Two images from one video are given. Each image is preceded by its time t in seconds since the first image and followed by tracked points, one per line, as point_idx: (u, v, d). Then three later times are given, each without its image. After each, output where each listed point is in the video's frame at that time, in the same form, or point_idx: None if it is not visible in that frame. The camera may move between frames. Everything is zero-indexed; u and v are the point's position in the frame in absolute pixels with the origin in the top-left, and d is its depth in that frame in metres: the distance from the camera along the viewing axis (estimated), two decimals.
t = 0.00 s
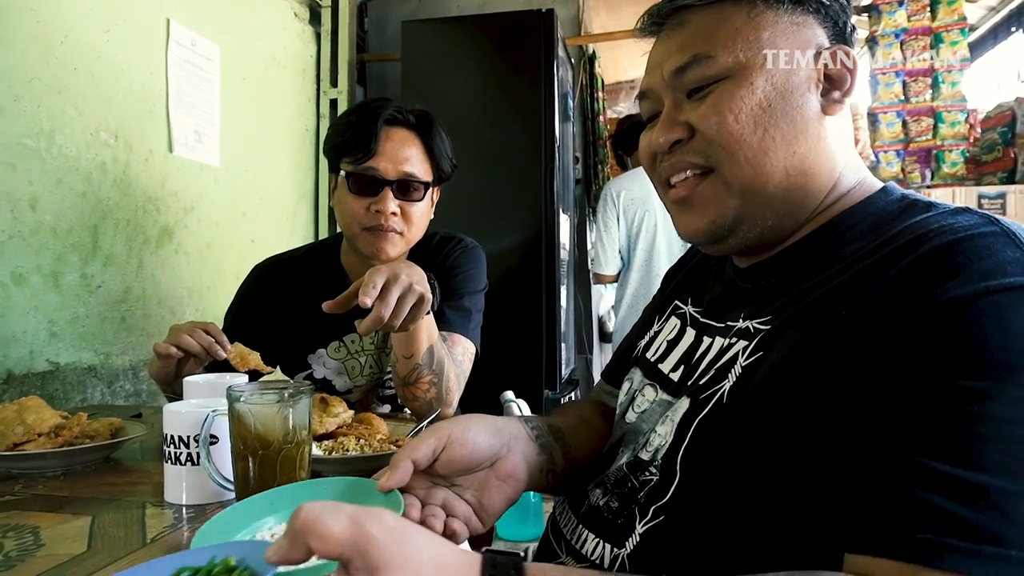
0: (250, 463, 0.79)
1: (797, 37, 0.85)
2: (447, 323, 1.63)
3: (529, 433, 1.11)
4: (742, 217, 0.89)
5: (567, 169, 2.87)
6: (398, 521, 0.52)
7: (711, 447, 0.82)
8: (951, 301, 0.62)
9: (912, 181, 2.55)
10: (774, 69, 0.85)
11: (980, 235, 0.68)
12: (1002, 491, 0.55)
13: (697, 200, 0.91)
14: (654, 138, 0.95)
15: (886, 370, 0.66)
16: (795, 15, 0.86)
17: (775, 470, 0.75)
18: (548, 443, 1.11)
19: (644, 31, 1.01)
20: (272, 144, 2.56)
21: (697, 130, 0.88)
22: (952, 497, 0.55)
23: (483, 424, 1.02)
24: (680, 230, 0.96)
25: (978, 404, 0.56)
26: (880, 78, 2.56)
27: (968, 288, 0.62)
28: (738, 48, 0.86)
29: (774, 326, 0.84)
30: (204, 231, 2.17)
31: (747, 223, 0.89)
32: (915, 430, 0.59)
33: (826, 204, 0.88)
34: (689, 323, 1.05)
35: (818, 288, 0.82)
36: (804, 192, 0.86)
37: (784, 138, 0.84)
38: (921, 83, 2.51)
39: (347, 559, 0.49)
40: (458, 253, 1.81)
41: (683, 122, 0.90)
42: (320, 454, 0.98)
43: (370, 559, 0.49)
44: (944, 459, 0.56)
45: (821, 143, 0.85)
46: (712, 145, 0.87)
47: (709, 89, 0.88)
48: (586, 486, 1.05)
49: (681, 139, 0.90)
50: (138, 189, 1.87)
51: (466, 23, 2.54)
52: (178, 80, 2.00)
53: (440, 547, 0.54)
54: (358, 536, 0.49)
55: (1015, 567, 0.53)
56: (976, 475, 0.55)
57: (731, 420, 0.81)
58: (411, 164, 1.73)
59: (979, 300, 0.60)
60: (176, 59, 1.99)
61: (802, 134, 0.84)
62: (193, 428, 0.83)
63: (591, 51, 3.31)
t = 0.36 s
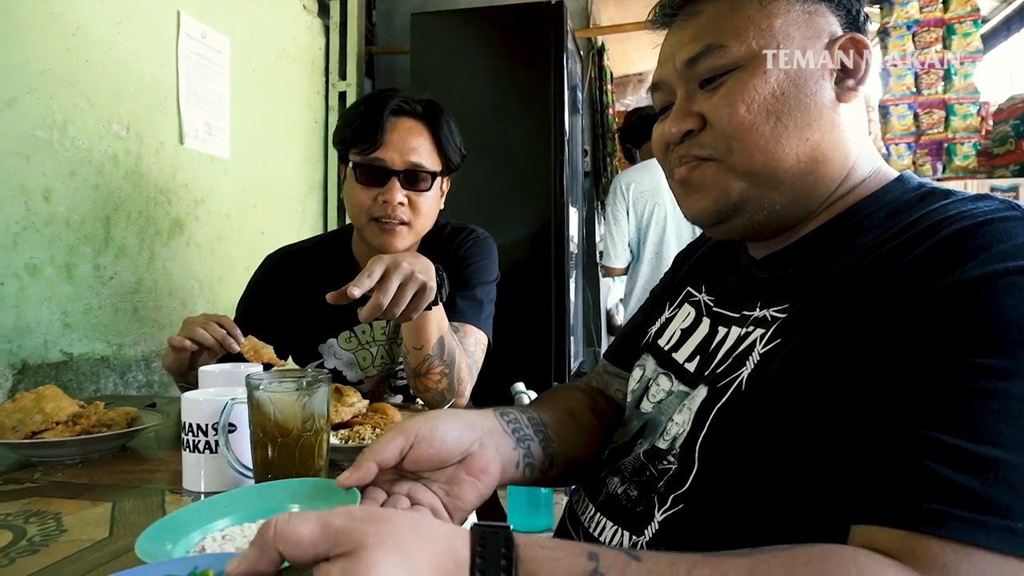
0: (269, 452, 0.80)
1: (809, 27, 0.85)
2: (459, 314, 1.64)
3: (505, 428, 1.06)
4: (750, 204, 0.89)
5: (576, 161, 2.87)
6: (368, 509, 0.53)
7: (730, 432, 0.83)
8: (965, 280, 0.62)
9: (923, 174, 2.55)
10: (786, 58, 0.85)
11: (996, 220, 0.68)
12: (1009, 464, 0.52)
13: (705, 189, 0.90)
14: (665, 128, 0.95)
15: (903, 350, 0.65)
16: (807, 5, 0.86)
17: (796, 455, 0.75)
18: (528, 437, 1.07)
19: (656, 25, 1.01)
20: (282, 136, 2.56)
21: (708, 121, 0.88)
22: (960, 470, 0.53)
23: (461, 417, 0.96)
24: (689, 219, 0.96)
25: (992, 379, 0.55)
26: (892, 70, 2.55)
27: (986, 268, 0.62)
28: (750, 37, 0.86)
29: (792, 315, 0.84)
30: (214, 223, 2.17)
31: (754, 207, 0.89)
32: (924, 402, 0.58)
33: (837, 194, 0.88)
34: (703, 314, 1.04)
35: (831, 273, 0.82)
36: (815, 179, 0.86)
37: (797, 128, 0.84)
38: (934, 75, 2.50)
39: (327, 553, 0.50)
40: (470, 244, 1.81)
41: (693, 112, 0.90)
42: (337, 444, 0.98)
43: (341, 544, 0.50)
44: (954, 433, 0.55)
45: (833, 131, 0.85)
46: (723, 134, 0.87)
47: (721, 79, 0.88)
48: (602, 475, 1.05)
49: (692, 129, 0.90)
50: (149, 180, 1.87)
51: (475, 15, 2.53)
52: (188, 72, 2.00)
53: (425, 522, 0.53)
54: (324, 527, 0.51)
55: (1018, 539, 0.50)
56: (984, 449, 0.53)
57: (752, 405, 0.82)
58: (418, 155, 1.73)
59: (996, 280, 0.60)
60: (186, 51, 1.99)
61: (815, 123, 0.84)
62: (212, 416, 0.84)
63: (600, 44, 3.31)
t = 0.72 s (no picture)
0: (290, 436, 0.81)
1: (811, 15, 0.85)
2: (471, 301, 1.65)
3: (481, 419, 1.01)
4: (757, 195, 0.88)
5: (585, 150, 2.86)
6: (379, 461, 0.57)
7: (744, 418, 0.83)
8: (978, 258, 0.64)
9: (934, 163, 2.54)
10: (788, 46, 0.84)
11: (1008, 200, 0.69)
12: (1017, 436, 0.54)
13: (709, 178, 0.90)
14: (669, 119, 0.95)
15: (914, 331, 0.66)
16: None
17: (808, 431, 0.76)
18: (505, 428, 1.02)
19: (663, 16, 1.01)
20: (292, 125, 2.56)
21: (711, 111, 0.88)
22: (971, 441, 0.55)
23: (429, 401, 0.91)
24: (695, 208, 0.95)
25: (1005, 353, 0.57)
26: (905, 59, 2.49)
27: (1000, 246, 0.63)
28: (753, 26, 0.85)
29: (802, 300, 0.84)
30: (226, 211, 2.18)
31: (761, 196, 0.88)
32: (937, 377, 0.60)
33: (843, 180, 0.88)
34: (711, 300, 1.03)
35: (840, 260, 0.82)
36: (820, 167, 0.86)
37: (798, 117, 0.83)
38: (948, 64, 2.48)
39: (337, 504, 0.55)
40: (481, 231, 1.81)
41: (696, 103, 0.90)
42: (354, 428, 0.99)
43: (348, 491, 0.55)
44: (965, 405, 0.56)
45: (837, 119, 0.85)
46: (726, 124, 0.86)
47: (724, 68, 0.88)
48: (614, 463, 1.05)
49: (695, 119, 0.90)
50: (161, 168, 1.88)
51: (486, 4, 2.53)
52: (201, 60, 2.00)
53: (433, 475, 0.57)
54: (330, 481, 0.55)
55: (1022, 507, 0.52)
56: (992, 420, 0.55)
57: (762, 391, 0.82)
58: (428, 141, 1.73)
59: (1009, 257, 0.62)
60: (199, 38, 2.00)
61: (817, 110, 0.83)
62: (233, 400, 0.84)
63: (609, 32, 3.29)
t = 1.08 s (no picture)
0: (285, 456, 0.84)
1: (788, 49, 0.86)
2: (464, 319, 1.66)
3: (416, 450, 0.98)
4: (737, 226, 0.89)
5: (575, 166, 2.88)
6: (344, 468, 0.58)
7: (729, 445, 0.84)
8: (952, 284, 0.65)
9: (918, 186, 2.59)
10: (766, 80, 0.85)
11: (982, 229, 0.70)
12: (987, 455, 0.55)
13: (693, 208, 0.91)
14: (650, 148, 0.95)
15: (891, 357, 0.67)
16: (786, 25, 0.87)
17: (790, 452, 0.77)
18: (444, 461, 0.99)
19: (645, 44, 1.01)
20: (282, 139, 2.56)
21: (691, 141, 0.88)
22: (939, 457, 0.56)
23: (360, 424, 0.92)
24: (676, 237, 0.96)
25: (974, 374, 0.58)
26: (890, 82, 2.57)
27: (972, 270, 0.65)
28: (731, 59, 0.86)
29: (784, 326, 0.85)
30: (215, 224, 2.17)
31: (742, 226, 0.89)
32: (901, 397, 0.62)
33: (819, 212, 0.88)
34: (696, 323, 1.03)
35: (820, 286, 0.83)
36: (798, 198, 0.87)
37: (773, 150, 0.85)
38: (931, 88, 2.53)
39: (296, 509, 0.56)
40: (474, 248, 1.81)
41: (676, 134, 0.90)
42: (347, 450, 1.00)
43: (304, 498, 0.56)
44: (932, 423, 0.58)
45: (813, 151, 0.86)
46: (704, 156, 0.87)
47: (703, 100, 0.89)
48: (602, 490, 1.05)
49: (676, 148, 0.90)
50: (151, 180, 1.86)
51: (478, 21, 2.54)
52: (192, 74, 2.00)
53: (395, 484, 0.57)
54: (292, 485, 0.57)
55: (990, 526, 0.53)
56: (960, 438, 0.56)
57: (748, 417, 0.83)
58: (430, 149, 1.75)
59: (978, 284, 0.63)
60: (191, 51, 1.99)
61: (792, 143, 0.85)
62: (228, 421, 0.84)
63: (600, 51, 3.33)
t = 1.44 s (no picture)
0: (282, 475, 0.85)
1: (773, 81, 0.87)
2: (453, 335, 1.66)
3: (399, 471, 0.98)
4: (723, 251, 0.90)
5: (564, 182, 2.89)
6: (329, 497, 0.57)
7: (717, 469, 0.84)
8: (932, 315, 0.66)
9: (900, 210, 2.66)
10: (750, 109, 0.86)
11: (962, 261, 0.72)
12: (962, 483, 0.56)
13: (676, 234, 0.91)
14: (637, 175, 0.96)
15: (875, 386, 0.68)
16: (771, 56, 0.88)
17: (774, 475, 0.78)
18: (427, 481, 0.98)
19: (636, 71, 1.02)
20: (272, 148, 2.55)
21: (676, 170, 0.89)
22: (916, 484, 0.57)
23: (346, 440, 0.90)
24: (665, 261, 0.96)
25: (950, 404, 0.59)
26: (873, 107, 2.58)
27: (952, 302, 0.66)
28: (717, 89, 0.88)
29: (770, 354, 0.86)
30: (203, 233, 2.15)
31: (726, 253, 0.90)
32: (885, 423, 0.63)
33: (805, 239, 0.90)
34: (682, 348, 1.04)
35: (806, 312, 0.85)
36: (781, 226, 0.88)
37: (758, 177, 0.85)
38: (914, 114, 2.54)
39: (281, 540, 0.56)
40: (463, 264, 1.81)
41: (662, 162, 0.91)
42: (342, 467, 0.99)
43: (286, 532, 0.55)
44: (911, 451, 0.59)
45: (798, 180, 0.87)
46: (690, 184, 0.88)
47: (690, 128, 0.89)
48: (590, 515, 1.05)
49: (659, 177, 0.91)
50: (139, 189, 1.85)
51: (470, 37, 2.56)
52: (183, 83, 1.99)
53: (379, 513, 0.57)
54: (278, 516, 0.56)
55: (966, 553, 0.54)
56: (935, 466, 0.57)
57: (735, 444, 0.83)
58: (422, 164, 1.75)
59: (956, 316, 0.64)
60: (183, 60, 1.99)
61: (778, 170, 0.85)
62: (221, 438, 0.83)
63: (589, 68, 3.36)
